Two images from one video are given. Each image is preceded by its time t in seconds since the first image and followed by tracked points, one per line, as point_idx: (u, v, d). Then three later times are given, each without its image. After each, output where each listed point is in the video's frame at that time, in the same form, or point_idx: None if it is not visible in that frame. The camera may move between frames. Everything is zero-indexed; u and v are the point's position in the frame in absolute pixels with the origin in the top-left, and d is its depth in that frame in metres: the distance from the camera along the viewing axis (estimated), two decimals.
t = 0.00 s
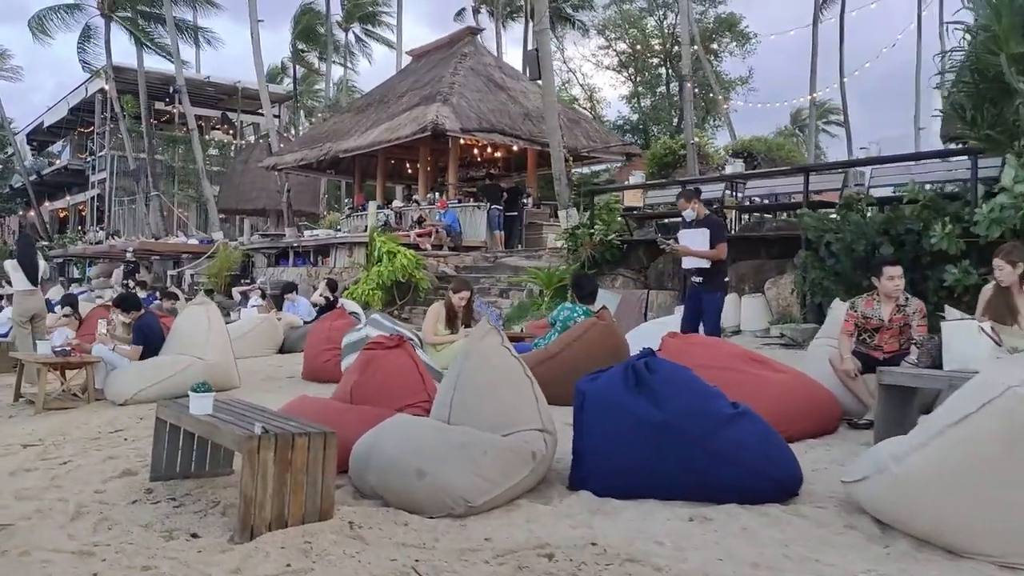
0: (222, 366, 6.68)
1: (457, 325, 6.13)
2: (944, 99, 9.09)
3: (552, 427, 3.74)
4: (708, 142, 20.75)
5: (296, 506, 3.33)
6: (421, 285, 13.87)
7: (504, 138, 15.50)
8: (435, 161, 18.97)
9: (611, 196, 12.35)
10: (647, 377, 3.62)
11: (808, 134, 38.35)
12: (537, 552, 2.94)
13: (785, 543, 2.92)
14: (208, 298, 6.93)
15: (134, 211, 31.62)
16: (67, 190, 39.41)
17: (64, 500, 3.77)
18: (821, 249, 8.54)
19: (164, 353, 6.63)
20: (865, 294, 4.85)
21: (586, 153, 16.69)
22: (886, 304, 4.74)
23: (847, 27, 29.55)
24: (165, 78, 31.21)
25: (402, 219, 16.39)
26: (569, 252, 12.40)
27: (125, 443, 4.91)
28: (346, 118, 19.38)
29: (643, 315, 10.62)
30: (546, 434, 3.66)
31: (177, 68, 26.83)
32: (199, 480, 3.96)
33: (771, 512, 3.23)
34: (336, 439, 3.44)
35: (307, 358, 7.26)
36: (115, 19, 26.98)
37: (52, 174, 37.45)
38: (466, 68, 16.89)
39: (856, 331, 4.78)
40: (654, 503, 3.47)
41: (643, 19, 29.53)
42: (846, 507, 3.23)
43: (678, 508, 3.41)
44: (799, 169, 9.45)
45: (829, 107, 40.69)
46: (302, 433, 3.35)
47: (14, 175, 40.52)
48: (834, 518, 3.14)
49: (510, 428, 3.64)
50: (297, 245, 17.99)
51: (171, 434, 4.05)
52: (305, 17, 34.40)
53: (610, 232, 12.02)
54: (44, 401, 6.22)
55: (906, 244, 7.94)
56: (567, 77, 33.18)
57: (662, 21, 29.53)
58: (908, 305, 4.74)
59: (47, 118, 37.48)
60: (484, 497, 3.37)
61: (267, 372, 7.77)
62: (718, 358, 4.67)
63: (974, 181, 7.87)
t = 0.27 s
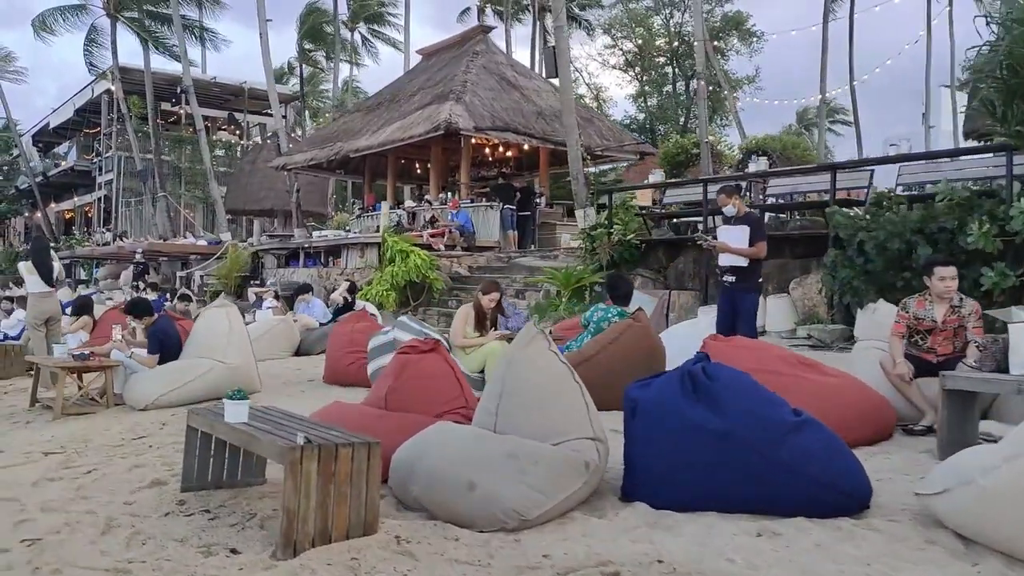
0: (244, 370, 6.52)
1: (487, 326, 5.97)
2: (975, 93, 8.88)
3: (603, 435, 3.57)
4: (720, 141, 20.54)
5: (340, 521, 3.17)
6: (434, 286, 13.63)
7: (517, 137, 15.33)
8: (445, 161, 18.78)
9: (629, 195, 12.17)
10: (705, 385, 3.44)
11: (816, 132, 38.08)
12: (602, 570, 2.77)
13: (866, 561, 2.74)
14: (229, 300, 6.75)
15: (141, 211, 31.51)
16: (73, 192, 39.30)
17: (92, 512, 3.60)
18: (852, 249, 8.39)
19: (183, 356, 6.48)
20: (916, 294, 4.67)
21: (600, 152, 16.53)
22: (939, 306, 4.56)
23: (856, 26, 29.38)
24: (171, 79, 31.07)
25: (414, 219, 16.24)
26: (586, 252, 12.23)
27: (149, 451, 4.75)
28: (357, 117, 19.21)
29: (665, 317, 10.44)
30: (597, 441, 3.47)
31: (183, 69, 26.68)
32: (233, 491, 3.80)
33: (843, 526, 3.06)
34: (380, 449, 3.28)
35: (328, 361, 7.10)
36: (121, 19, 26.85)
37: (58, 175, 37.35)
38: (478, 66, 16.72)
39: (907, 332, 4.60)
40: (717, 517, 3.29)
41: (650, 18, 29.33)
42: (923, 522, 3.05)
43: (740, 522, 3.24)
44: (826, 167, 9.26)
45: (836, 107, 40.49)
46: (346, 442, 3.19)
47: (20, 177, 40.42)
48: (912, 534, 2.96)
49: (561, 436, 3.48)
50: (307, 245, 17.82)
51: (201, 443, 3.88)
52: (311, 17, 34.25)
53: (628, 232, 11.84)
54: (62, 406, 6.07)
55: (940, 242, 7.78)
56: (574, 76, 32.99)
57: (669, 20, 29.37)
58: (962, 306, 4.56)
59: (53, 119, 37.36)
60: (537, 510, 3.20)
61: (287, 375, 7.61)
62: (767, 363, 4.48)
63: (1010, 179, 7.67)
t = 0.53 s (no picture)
0: (264, 377, 6.35)
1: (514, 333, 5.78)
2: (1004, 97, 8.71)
3: (657, 450, 3.38)
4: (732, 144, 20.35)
5: (384, 541, 2.99)
6: (446, 290, 13.44)
7: (530, 139, 15.17)
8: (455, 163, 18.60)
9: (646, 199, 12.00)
10: (770, 398, 3.27)
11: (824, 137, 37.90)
12: None
13: None
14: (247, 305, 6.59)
15: (146, 213, 31.36)
16: (77, 194, 39.12)
17: (118, 529, 3.42)
18: (881, 254, 8.27)
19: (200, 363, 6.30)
20: (970, 302, 4.50)
21: (613, 155, 16.38)
22: (993, 314, 4.39)
23: (863, 30, 29.24)
24: (177, 80, 30.91)
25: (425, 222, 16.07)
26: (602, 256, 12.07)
27: (171, 461, 4.58)
28: (366, 119, 19.03)
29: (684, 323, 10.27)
30: (651, 457, 3.30)
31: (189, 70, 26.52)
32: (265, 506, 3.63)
33: (919, 550, 2.90)
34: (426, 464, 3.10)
35: (348, 368, 6.92)
36: (126, 21, 26.68)
37: (63, 177, 37.20)
38: (490, 68, 16.59)
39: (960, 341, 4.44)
40: (781, 538, 3.13)
41: (656, 21, 29.15)
42: (1004, 546, 2.89)
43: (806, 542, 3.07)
44: (851, 170, 9.10)
45: (841, 111, 40.33)
46: (390, 457, 3.01)
47: (24, 179, 40.24)
48: (995, 559, 2.79)
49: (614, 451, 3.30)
50: (316, 248, 17.65)
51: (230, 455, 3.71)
52: (318, 19, 34.11)
53: (645, 237, 11.66)
54: (77, 413, 5.89)
55: (972, 248, 7.67)
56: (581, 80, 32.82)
57: (674, 23, 29.26)
58: (1017, 315, 4.38)
59: (58, 121, 37.20)
60: (592, 531, 3.03)
61: (305, 381, 7.44)
62: (816, 373, 4.30)
63: None
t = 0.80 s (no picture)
0: (281, 387, 6.19)
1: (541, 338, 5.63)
2: None
3: (712, 463, 3.20)
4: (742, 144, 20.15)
5: (428, 563, 2.81)
6: (457, 295, 13.28)
7: (540, 141, 15.01)
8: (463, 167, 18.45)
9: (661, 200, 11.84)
10: (835, 407, 3.10)
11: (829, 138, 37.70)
12: None
13: None
14: (264, 312, 6.44)
15: (149, 220, 31.19)
16: (80, 201, 38.97)
17: (142, 550, 3.25)
18: (908, 254, 8.09)
19: (217, 372, 6.14)
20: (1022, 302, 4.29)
21: (623, 157, 16.22)
22: None
23: (867, 30, 29.07)
24: (180, 87, 30.76)
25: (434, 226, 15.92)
26: (616, 258, 11.91)
27: (191, 476, 4.40)
28: (373, 123, 18.88)
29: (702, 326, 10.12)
30: (706, 470, 3.12)
31: (193, 76, 26.37)
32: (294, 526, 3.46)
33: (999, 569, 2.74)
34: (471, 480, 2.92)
35: (366, 377, 6.74)
36: (128, 27, 26.55)
37: (65, 184, 37.04)
38: (498, 70, 16.45)
39: (1012, 345, 4.24)
40: (847, 555, 2.97)
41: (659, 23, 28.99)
42: None
43: (876, 562, 2.91)
44: (874, 169, 8.93)
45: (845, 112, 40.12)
46: (432, 474, 2.84)
47: (26, 187, 40.09)
48: None
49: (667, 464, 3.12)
50: (324, 253, 17.48)
51: (259, 469, 3.55)
52: (321, 24, 33.95)
53: (660, 239, 11.47)
54: (90, 425, 5.72)
55: (1002, 246, 7.48)
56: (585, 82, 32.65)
57: (676, 25, 29.16)
58: None
59: (60, 128, 37.06)
60: (650, 551, 2.85)
61: (321, 389, 7.27)
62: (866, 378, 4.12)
63: None
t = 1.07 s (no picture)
0: (301, 390, 6.01)
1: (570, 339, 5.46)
2: None
3: (776, 473, 3.01)
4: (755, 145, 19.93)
5: None
6: (471, 296, 13.11)
7: (553, 141, 14.83)
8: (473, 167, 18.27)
9: (679, 200, 11.65)
10: (909, 412, 2.91)
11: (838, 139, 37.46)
12: None
13: None
14: (283, 313, 6.26)
15: (155, 222, 31.05)
16: (85, 203, 38.84)
17: (170, 564, 3.07)
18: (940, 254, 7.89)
19: (236, 375, 5.96)
20: None
21: (637, 157, 16.04)
22: None
23: (877, 30, 28.86)
24: (186, 88, 30.62)
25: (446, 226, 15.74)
26: (634, 259, 11.72)
27: (215, 484, 4.22)
28: (383, 123, 18.71)
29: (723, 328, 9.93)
30: (771, 480, 2.93)
31: (200, 77, 26.23)
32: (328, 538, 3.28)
33: None
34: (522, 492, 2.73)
35: (387, 380, 6.56)
36: (136, 28, 26.40)
37: (72, 186, 36.92)
38: (510, 69, 16.29)
39: None
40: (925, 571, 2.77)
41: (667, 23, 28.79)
42: None
43: None
44: (903, 167, 8.73)
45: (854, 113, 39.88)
46: (482, 485, 2.65)
47: (32, 189, 39.96)
48: None
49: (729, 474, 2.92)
50: (334, 254, 17.31)
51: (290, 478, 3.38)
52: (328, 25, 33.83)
53: (679, 239, 11.28)
54: (105, 430, 5.54)
55: None
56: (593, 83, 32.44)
57: (683, 26, 28.98)
58: None
59: (66, 130, 36.94)
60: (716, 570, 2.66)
61: (341, 393, 7.09)
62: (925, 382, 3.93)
63: None
